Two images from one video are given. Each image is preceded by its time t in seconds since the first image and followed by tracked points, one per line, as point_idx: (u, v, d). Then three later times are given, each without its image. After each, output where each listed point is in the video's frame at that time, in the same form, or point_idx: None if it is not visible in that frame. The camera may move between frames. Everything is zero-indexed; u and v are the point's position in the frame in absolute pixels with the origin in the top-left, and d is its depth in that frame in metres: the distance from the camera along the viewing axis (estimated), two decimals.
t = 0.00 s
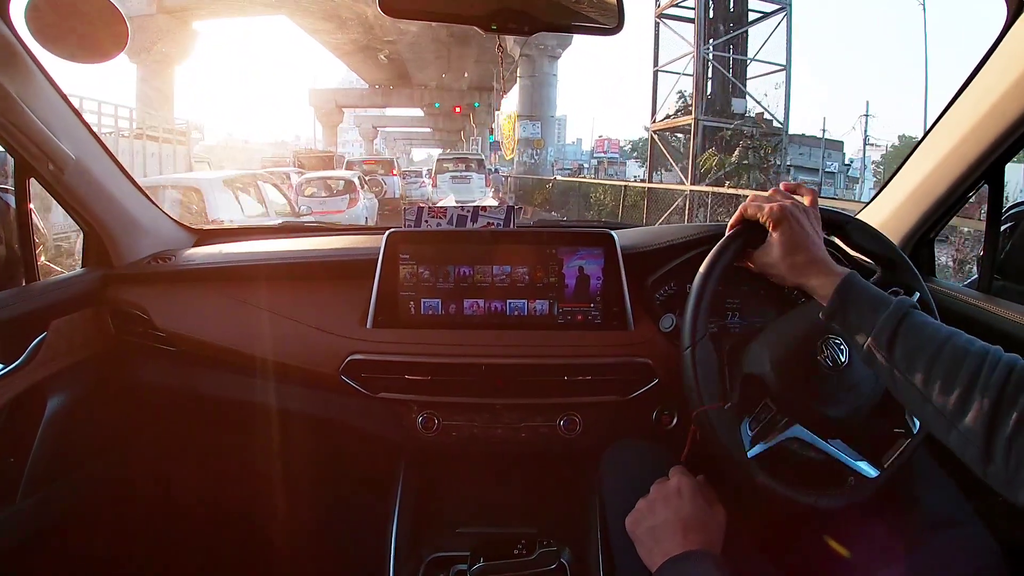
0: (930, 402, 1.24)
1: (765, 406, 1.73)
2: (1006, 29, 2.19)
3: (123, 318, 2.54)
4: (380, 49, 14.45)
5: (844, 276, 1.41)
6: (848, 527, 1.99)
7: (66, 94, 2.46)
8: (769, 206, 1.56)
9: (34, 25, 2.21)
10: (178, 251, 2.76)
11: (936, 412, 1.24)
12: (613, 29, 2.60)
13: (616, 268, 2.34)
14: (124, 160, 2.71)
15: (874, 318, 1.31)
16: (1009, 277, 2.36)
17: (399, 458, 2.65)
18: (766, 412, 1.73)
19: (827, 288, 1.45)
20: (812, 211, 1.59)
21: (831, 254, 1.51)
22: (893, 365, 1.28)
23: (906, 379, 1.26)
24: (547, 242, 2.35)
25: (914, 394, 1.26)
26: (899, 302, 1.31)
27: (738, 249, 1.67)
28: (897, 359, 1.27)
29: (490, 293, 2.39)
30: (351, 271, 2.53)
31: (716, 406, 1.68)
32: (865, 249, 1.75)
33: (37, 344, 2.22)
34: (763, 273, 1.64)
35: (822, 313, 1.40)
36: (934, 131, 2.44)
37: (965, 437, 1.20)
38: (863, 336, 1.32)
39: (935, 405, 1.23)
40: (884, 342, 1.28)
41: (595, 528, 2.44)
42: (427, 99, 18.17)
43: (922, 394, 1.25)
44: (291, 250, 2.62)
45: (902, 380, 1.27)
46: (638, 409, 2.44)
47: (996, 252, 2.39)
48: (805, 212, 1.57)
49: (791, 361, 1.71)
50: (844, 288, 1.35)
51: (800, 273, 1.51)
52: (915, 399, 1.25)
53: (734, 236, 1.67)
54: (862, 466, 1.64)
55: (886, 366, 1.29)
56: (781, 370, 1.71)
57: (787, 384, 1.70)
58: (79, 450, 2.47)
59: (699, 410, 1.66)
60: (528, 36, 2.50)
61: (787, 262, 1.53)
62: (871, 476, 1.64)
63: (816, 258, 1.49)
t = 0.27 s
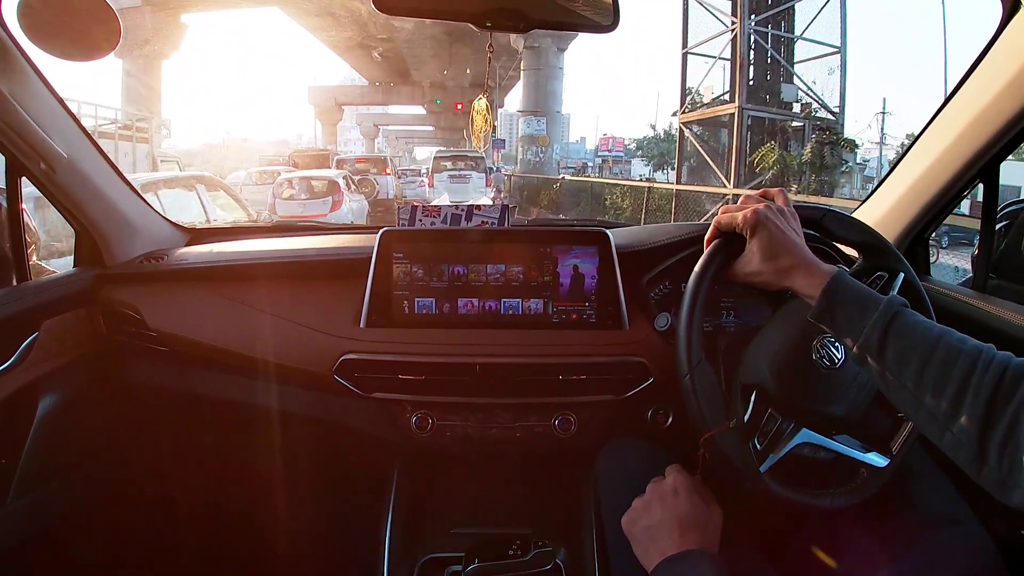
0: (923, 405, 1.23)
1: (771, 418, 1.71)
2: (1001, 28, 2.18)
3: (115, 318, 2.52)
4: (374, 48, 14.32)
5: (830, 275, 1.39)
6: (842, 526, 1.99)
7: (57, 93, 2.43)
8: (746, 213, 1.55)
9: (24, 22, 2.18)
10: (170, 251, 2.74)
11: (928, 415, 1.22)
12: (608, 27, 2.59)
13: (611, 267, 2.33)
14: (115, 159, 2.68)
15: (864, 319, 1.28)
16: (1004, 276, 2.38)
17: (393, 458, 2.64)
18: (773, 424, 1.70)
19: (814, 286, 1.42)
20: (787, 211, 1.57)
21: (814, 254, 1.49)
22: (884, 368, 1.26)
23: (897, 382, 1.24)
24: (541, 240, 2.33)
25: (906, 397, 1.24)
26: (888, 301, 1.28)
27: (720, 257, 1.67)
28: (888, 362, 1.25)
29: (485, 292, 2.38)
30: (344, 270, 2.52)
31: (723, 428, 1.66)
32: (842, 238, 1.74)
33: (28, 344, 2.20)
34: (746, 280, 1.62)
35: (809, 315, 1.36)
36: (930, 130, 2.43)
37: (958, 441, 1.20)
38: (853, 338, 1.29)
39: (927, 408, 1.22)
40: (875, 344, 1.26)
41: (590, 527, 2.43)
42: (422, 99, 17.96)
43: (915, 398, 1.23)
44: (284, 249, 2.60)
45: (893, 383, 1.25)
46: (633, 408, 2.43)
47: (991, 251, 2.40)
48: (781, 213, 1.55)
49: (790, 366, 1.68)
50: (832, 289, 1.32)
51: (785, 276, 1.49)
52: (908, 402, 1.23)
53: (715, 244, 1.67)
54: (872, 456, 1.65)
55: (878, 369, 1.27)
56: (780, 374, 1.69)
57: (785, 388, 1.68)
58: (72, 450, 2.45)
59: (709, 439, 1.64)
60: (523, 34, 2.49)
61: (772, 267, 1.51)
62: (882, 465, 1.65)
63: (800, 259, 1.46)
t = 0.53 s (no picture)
0: (922, 405, 1.22)
1: (774, 417, 1.70)
2: (999, 22, 2.17)
3: (111, 319, 2.50)
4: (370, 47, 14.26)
5: (826, 275, 1.39)
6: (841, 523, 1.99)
7: (50, 94, 2.42)
8: (737, 214, 1.56)
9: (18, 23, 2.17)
10: (166, 251, 2.73)
11: (928, 415, 1.22)
12: (604, 24, 2.57)
13: (608, 264, 2.32)
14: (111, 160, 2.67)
15: (862, 319, 1.28)
16: (1002, 272, 2.37)
17: (391, 457, 2.64)
18: (776, 422, 1.69)
19: (809, 286, 1.41)
20: (778, 210, 1.57)
21: (807, 254, 1.48)
22: (883, 368, 1.25)
23: (896, 382, 1.24)
24: (539, 238, 2.33)
25: (905, 397, 1.24)
26: (885, 300, 1.28)
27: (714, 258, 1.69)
28: (886, 362, 1.25)
29: (482, 291, 2.37)
30: (340, 270, 2.51)
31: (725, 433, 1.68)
32: (836, 232, 1.74)
33: (25, 346, 2.19)
34: (739, 282, 1.62)
35: (806, 315, 1.36)
36: (927, 126, 2.42)
37: (958, 440, 1.19)
38: (850, 338, 1.29)
39: (927, 408, 1.21)
40: (872, 344, 1.25)
41: (589, 527, 2.43)
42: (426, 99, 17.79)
43: (913, 397, 1.23)
44: (280, 249, 2.59)
45: (892, 382, 1.25)
46: (631, 405, 2.42)
47: (990, 247, 2.40)
48: (772, 213, 1.56)
49: (789, 363, 1.66)
50: (827, 290, 1.32)
51: (779, 277, 1.49)
52: (908, 402, 1.23)
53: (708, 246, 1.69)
54: (878, 450, 1.65)
55: (876, 369, 1.26)
56: (780, 377, 1.67)
57: (785, 390, 1.66)
58: (70, 452, 2.44)
59: (713, 444, 1.66)
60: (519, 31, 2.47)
61: (764, 267, 1.51)
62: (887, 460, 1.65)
63: (793, 259, 1.46)
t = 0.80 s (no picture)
0: (918, 403, 1.24)
1: (770, 419, 1.71)
2: (994, 26, 2.19)
3: (108, 319, 2.50)
4: (367, 49, 14.24)
5: (823, 275, 1.40)
6: (836, 524, 2.00)
7: (49, 94, 2.42)
8: (733, 217, 1.58)
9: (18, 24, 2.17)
10: (163, 252, 2.73)
11: (924, 413, 1.24)
12: (601, 28, 2.58)
13: (605, 266, 2.33)
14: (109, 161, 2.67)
15: (858, 318, 1.29)
16: (997, 275, 2.38)
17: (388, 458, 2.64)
18: (772, 424, 1.70)
19: (806, 288, 1.42)
20: (775, 212, 1.59)
21: (804, 255, 1.49)
22: (879, 367, 1.27)
23: (892, 381, 1.25)
24: (536, 240, 2.33)
25: (902, 396, 1.26)
26: (881, 300, 1.29)
27: (712, 260, 1.70)
28: (882, 361, 1.26)
29: (479, 292, 2.38)
30: (338, 271, 2.51)
31: (722, 433, 1.69)
32: (831, 234, 1.76)
33: (22, 346, 2.19)
34: (736, 284, 1.63)
35: (803, 315, 1.38)
36: (923, 128, 2.44)
37: (953, 439, 1.21)
38: (847, 337, 1.30)
39: (923, 407, 1.23)
40: (868, 344, 1.27)
41: (586, 528, 2.43)
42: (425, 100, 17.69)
43: (910, 396, 1.24)
44: (277, 250, 2.60)
45: (888, 381, 1.26)
46: (628, 407, 2.43)
47: (985, 248, 2.41)
48: (768, 215, 1.57)
49: (786, 364, 1.67)
50: (824, 290, 1.33)
51: (776, 278, 1.50)
52: (904, 401, 1.24)
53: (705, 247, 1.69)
54: (873, 451, 1.67)
55: (873, 368, 1.28)
56: (775, 377, 1.68)
57: (780, 391, 1.68)
58: (66, 453, 2.43)
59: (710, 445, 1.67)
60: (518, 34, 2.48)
61: (761, 268, 1.53)
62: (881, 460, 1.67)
63: (790, 260, 1.47)
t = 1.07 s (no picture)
0: (917, 407, 1.24)
1: (768, 422, 1.71)
2: (993, 33, 2.19)
3: (106, 319, 2.50)
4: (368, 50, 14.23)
5: (823, 280, 1.39)
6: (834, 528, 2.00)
7: (49, 92, 2.41)
8: (733, 220, 1.57)
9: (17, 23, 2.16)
10: (162, 252, 2.73)
11: (924, 417, 1.23)
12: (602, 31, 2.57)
13: (605, 270, 2.32)
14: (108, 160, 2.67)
15: (858, 322, 1.29)
16: (996, 279, 2.38)
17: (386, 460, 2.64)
18: (770, 427, 1.70)
19: (806, 292, 1.42)
20: (775, 216, 1.59)
21: (804, 260, 1.49)
22: (878, 371, 1.26)
23: (892, 385, 1.25)
24: (536, 244, 2.33)
25: (901, 400, 1.25)
26: (880, 303, 1.28)
27: (712, 263, 1.69)
28: (881, 365, 1.26)
29: (479, 294, 2.38)
30: (338, 272, 2.51)
31: (721, 436, 1.68)
32: (830, 239, 1.76)
33: (20, 346, 2.18)
34: (735, 287, 1.62)
35: (802, 320, 1.38)
36: (922, 134, 2.44)
37: (953, 442, 1.20)
38: (846, 341, 1.30)
39: (922, 411, 1.23)
40: (867, 348, 1.27)
41: (584, 531, 2.43)
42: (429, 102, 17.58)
43: (909, 400, 1.24)
44: (277, 251, 2.59)
45: (888, 385, 1.26)
46: (627, 410, 2.43)
47: (984, 253, 2.41)
48: (767, 220, 1.57)
49: (785, 368, 1.67)
50: (823, 293, 1.33)
51: (776, 282, 1.49)
52: (903, 405, 1.24)
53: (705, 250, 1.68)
54: (871, 456, 1.67)
55: (872, 373, 1.27)
56: (774, 382, 1.68)
57: (779, 395, 1.68)
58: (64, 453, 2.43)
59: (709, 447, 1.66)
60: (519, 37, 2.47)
61: (761, 272, 1.52)
62: (877, 466, 1.68)
63: (790, 264, 1.47)
